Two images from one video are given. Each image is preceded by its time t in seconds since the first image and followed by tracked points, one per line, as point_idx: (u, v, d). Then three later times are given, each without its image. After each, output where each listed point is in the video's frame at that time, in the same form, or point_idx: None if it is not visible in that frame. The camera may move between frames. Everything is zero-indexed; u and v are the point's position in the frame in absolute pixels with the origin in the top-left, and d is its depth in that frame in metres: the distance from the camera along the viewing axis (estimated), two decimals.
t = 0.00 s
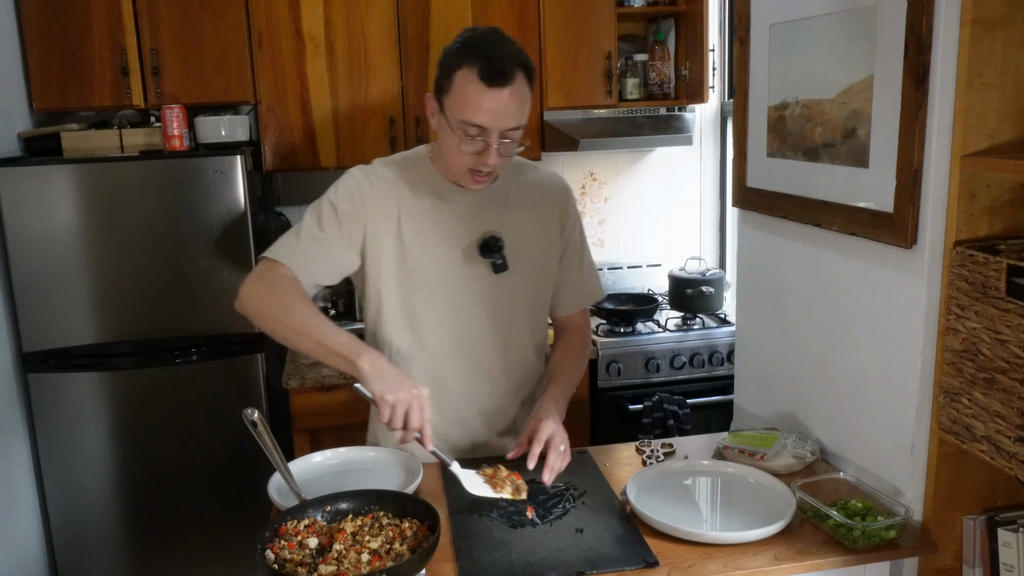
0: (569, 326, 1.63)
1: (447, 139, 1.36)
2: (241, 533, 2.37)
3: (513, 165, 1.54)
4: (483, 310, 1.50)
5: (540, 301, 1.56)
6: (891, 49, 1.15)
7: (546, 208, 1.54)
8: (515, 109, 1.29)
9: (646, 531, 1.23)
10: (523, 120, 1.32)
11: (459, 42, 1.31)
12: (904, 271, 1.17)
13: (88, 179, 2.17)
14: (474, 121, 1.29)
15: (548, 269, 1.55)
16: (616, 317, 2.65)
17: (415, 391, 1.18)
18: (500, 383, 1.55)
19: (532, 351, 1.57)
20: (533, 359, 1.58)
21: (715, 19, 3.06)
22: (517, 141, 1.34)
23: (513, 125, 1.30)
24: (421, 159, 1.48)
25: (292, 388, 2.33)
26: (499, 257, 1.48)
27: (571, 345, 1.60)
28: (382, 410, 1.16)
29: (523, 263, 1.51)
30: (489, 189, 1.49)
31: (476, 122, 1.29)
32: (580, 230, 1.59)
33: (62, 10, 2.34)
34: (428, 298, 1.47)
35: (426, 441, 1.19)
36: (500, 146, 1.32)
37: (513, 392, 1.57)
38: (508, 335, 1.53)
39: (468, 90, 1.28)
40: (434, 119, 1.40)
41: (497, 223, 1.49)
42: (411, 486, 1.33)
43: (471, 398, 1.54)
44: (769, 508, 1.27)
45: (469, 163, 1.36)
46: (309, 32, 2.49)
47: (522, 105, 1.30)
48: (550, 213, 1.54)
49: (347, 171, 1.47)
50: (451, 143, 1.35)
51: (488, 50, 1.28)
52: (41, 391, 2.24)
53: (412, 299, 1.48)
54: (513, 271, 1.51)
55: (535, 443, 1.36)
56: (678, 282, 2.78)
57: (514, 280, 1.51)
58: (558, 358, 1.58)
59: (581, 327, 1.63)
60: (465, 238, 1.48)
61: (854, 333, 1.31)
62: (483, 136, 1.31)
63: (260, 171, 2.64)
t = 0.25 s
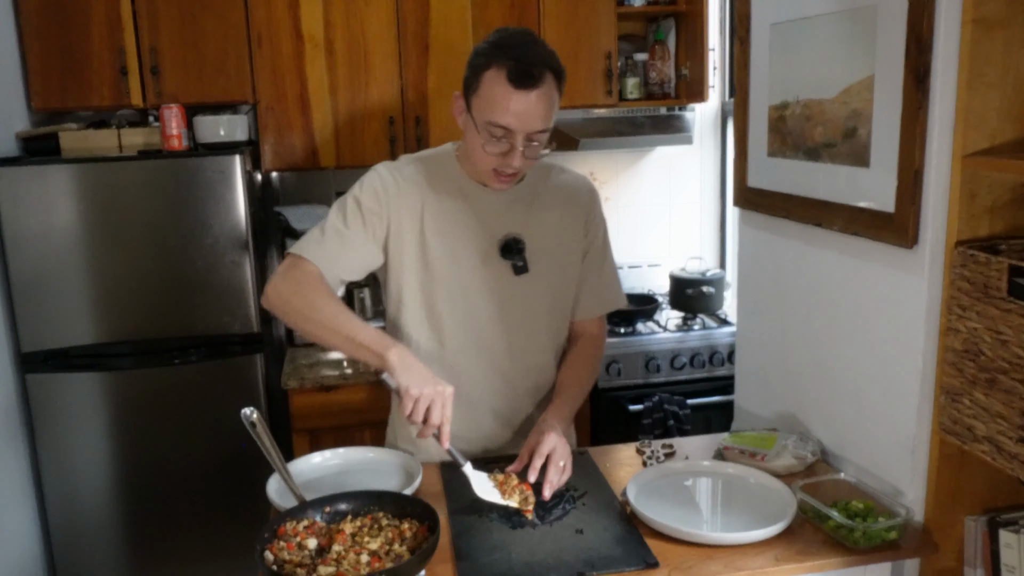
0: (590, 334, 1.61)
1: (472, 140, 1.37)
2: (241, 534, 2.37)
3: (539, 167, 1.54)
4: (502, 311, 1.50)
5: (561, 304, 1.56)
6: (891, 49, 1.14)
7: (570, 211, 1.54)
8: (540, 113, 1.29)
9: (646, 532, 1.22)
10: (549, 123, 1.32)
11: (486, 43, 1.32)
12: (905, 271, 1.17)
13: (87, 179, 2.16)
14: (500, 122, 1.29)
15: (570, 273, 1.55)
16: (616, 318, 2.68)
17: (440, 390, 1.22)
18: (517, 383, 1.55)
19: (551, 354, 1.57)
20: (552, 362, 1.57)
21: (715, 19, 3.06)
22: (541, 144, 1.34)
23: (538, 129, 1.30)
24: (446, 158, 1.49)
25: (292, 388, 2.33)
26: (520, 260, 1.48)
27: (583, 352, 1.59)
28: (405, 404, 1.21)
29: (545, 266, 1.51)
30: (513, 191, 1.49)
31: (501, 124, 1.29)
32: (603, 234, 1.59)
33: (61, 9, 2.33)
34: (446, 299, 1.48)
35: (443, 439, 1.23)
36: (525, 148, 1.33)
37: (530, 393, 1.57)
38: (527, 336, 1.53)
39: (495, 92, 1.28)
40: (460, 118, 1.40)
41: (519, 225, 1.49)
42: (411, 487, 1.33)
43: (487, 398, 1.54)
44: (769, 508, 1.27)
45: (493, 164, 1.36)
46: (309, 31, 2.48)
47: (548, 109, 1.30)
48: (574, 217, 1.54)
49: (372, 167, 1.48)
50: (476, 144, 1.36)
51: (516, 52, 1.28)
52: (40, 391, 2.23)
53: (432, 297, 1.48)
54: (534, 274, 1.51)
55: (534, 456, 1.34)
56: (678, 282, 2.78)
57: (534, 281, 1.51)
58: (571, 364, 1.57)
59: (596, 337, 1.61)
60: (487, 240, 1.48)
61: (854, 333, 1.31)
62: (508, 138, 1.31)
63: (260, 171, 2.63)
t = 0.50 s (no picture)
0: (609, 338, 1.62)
1: (491, 140, 1.41)
2: (241, 533, 2.37)
3: (561, 169, 1.55)
4: (518, 310, 1.52)
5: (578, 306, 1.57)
6: (891, 49, 1.15)
7: (588, 214, 1.55)
8: (558, 117, 1.32)
9: (646, 531, 1.23)
10: (566, 126, 1.35)
11: (506, 46, 1.35)
12: (905, 271, 1.17)
13: (88, 178, 2.17)
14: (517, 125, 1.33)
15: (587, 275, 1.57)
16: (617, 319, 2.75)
17: (480, 370, 1.25)
18: (529, 380, 1.57)
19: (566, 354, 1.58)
20: (568, 364, 1.59)
21: (715, 19, 3.06)
22: (558, 146, 1.37)
23: (556, 131, 1.33)
24: (468, 157, 1.51)
25: (292, 388, 2.33)
26: (536, 261, 1.50)
27: (599, 355, 1.60)
28: (445, 373, 1.23)
29: (561, 267, 1.53)
30: (532, 192, 1.51)
31: (519, 126, 1.32)
32: (622, 238, 1.60)
33: (62, 9, 2.33)
34: (462, 297, 1.50)
35: (467, 416, 1.25)
36: (543, 150, 1.36)
37: (543, 392, 1.59)
38: (541, 336, 1.54)
39: (513, 96, 1.30)
40: (481, 118, 1.44)
41: (537, 227, 1.51)
42: (411, 487, 1.33)
43: (499, 394, 1.56)
44: (769, 508, 1.27)
45: (511, 164, 1.40)
46: (309, 32, 2.48)
47: (566, 112, 1.33)
48: (592, 220, 1.56)
49: (396, 164, 1.52)
50: (494, 144, 1.40)
51: (535, 56, 1.30)
52: (41, 391, 2.23)
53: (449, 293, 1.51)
54: (550, 275, 1.53)
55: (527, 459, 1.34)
56: (678, 282, 2.78)
57: (550, 282, 1.52)
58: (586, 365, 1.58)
59: (613, 339, 1.63)
60: (504, 240, 1.50)
61: (854, 333, 1.31)
62: (525, 139, 1.35)
63: (261, 171, 2.64)
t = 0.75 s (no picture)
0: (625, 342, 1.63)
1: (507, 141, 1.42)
2: (242, 533, 2.38)
3: (578, 171, 1.57)
4: (532, 309, 1.54)
5: (593, 307, 1.59)
6: (890, 50, 1.15)
7: (606, 217, 1.57)
8: (574, 120, 1.33)
9: (646, 531, 1.23)
10: (582, 129, 1.36)
11: (523, 48, 1.36)
12: (904, 271, 1.18)
13: (89, 179, 2.17)
14: (533, 127, 1.34)
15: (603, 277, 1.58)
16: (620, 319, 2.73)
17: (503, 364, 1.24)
18: (542, 378, 1.58)
19: (579, 354, 1.60)
20: (580, 366, 1.61)
21: (715, 19, 3.06)
22: (574, 149, 1.38)
23: (571, 134, 1.35)
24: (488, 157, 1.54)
25: (293, 388, 2.33)
26: (550, 262, 1.52)
27: (614, 358, 1.61)
28: (470, 360, 1.21)
29: (576, 269, 1.55)
30: (550, 194, 1.53)
31: (535, 128, 1.34)
32: (641, 239, 1.60)
33: (63, 9, 2.34)
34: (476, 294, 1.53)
35: (483, 407, 1.24)
36: (558, 152, 1.37)
37: (555, 390, 1.60)
38: (554, 335, 1.56)
39: (530, 98, 1.32)
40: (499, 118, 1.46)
41: (552, 228, 1.53)
42: (411, 486, 1.33)
43: (510, 391, 1.58)
44: (769, 508, 1.27)
45: (526, 165, 1.42)
46: (310, 32, 2.49)
47: (582, 115, 1.34)
48: (610, 222, 1.57)
49: (416, 162, 1.55)
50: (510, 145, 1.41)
51: (552, 59, 1.31)
52: (42, 391, 2.24)
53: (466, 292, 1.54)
54: (564, 276, 1.54)
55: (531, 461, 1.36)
56: (678, 282, 2.79)
57: (564, 283, 1.54)
58: (598, 368, 1.59)
59: (625, 345, 1.63)
60: (519, 240, 1.53)
61: (854, 333, 1.31)
62: (540, 141, 1.36)
63: (261, 171, 2.64)
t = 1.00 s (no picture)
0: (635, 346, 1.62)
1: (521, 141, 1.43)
2: (241, 533, 2.38)
3: (592, 171, 1.56)
4: (541, 308, 1.54)
5: (603, 308, 1.58)
6: (891, 49, 1.15)
7: (617, 219, 1.56)
8: (587, 123, 1.33)
9: (646, 531, 1.23)
10: (596, 133, 1.36)
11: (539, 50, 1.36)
12: (904, 271, 1.17)
13: (88, 179, 2.17)
14: (546, 129, 1.34)
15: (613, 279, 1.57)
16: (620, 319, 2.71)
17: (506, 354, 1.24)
18: (549, 377, 1.58)
19: (588, 355, 1.59)
20: (588, 370, 1.61)
21: (715, 19, 3.06)
22: (586, 152, 1.39)
23: (584, 138, 1.35)
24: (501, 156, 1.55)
25: (292, 388, 2.33)
26: (559, 263, 1.52)
27: (623, 362, 1.60)
28: (474, 347, 1.20)
29: (586, 270, 1.55)
30: (562, 195, 1.53)
31: (548, 130, 1.34)
32: (653, 241, 1.60)
33: (62, 9, 2.33)
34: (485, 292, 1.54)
35: (479, 396, 1.23)
36: (571, 155, 1.38)
37: (561, 390, 1.60)
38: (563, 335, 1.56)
39: (544, 100, 1.32)
40: (514, 118, 1.46)
41: (563, 229, 1.53)
42: (411, 487, 1.33)
43: (516, 388, 1.58)
44: (769, 508, 1.27)
45: (539, 166, 1.42)
46: (309, 32, 2.49)
47: (596, 119, 1.34)
48: (621, 224, 1.57)
49: (431, 157, 1.55)
50: (524, 146, 1.42)
51: (568, 61, 1.31)
52: (41, 391, 2.23)
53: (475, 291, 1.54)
54: (574, 277, 1.54)
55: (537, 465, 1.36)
56: (678, 282, 2.78)
57: (573, 283, 1.54)
58: (605, 372, 1.59)
59: (634, 349, 1.61)
60: (529, 240, 1.53)
61: (854, 333, 1.31)
62: (552, 143, 1.36)
63: (261, 171, 2.64)
